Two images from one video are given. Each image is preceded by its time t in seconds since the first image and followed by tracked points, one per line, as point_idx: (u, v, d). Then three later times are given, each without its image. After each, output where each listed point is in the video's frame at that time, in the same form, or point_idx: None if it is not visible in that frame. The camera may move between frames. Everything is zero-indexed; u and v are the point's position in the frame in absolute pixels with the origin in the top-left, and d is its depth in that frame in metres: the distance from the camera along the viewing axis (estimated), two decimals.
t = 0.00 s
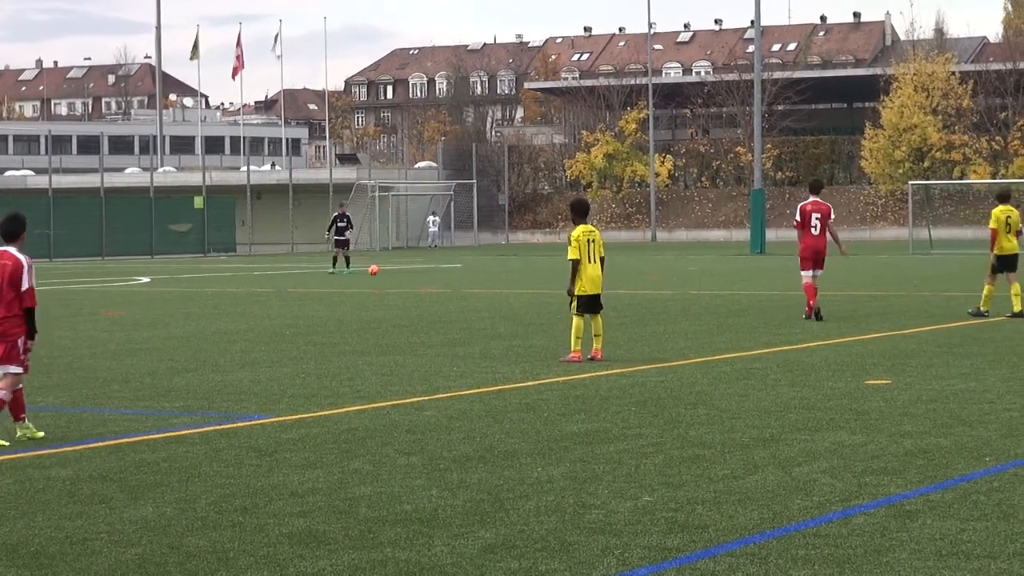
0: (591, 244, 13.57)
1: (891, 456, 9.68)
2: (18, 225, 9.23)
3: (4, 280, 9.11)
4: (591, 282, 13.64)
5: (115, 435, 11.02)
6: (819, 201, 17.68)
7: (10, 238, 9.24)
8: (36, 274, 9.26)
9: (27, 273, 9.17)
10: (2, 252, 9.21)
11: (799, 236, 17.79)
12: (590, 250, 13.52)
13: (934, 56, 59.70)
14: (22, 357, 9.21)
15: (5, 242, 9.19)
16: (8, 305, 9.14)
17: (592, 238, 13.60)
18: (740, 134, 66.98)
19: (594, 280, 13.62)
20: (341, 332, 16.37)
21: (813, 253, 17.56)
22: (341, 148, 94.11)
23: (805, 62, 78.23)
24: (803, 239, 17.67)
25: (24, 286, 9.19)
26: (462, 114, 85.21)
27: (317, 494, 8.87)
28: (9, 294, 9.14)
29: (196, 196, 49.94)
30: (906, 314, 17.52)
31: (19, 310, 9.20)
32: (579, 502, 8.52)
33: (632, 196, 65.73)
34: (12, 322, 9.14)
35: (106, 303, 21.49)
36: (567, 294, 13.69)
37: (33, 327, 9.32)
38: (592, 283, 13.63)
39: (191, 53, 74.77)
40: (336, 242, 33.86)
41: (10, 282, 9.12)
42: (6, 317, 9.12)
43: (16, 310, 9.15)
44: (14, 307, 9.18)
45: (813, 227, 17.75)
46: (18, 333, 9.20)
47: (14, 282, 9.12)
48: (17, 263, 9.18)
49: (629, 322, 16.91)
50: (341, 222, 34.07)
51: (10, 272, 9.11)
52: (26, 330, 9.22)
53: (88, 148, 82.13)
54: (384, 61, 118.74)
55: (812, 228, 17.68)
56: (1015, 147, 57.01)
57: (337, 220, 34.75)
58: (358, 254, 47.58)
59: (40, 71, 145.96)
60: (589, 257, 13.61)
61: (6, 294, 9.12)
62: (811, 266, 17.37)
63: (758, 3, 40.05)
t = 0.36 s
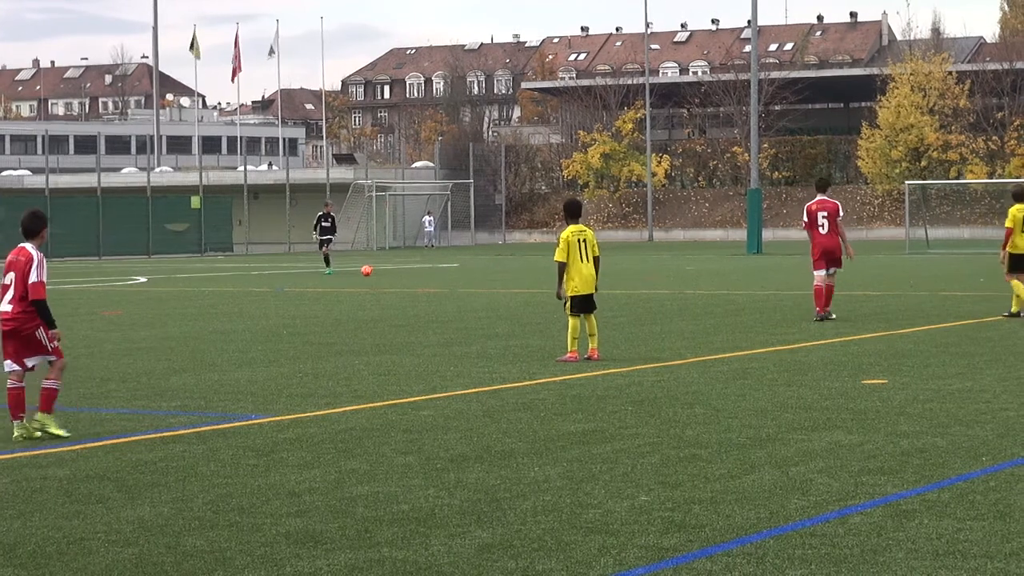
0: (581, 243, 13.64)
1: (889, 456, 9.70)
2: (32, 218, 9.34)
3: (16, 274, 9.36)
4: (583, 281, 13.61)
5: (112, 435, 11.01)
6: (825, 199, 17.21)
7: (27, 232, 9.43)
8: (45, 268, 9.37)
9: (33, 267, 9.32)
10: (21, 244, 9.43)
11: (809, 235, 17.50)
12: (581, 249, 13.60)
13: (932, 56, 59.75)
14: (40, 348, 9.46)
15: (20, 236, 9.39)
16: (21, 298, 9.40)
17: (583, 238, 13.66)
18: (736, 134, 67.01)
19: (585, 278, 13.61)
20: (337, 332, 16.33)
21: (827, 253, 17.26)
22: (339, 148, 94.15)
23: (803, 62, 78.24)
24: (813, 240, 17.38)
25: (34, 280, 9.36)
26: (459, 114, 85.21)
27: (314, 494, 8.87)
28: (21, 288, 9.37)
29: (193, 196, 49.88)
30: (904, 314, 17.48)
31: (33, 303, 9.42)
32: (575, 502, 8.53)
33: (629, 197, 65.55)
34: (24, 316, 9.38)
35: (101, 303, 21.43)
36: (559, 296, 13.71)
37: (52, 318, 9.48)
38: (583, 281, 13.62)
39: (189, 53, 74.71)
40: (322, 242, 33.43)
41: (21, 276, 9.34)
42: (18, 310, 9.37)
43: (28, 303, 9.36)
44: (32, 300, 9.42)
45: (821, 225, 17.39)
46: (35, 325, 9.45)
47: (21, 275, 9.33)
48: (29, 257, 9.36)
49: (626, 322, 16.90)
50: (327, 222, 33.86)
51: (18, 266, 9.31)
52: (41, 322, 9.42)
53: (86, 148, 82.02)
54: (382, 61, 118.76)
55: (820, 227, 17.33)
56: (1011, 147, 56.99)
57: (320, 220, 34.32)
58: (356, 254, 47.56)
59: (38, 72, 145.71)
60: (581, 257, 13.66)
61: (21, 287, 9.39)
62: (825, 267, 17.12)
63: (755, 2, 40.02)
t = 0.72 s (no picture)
0: (582, 243, 13.69)
1: (886, 455, 9.78)
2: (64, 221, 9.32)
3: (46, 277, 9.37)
4: (579, 282, 13.68)
5: (110, 435, 10.96)
6: (849, 201, 17.66)
7: (58, 234, 9.41)
8: (76, 274, 9.36)
9: (65, 272, 9.31)
10: (54, 248, 9.42)
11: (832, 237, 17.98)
12: (580, 250, 13.66)
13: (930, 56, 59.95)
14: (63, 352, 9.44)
15: (53, 240, 9.37)
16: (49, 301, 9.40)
17: (585, 239, 13.71)
18: (734, 133, 67.22)
19: (582, 278, 13.68)
20: (335, 331, 16.31)
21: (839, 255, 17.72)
22: (336, 147, 93.91)
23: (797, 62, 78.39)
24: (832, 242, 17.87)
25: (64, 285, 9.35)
26: (457, 114, 85.08)
27: (312, 493, 8.87)
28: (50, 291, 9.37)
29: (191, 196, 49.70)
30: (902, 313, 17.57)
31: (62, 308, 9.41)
32: (573, 501, 8.56)
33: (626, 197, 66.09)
34: (52, 319, 9.37)
35: (103, 303, 21.35)
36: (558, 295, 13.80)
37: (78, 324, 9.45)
38: (581, 282, 13.69)
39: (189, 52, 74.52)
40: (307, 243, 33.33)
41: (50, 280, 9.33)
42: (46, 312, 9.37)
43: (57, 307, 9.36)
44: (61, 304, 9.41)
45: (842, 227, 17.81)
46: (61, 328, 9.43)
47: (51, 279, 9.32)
48: (60, 261, 9.34)
49: (624, 322, 16.94)
50: (314, 221, 33.70)
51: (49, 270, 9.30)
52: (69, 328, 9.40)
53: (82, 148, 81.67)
54: (378, 60, 118.61)
55: (837, 229, 17.79)
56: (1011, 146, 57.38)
57: (305, 220, 34.04)
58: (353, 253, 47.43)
59: (33, 71, 145.25)
60: (581, 256, 13.71)
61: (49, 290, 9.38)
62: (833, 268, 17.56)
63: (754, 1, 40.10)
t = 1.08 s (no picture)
0: (593, 244, 13.66)
1: (883, 456, 9.79)
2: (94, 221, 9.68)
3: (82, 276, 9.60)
4: (583, 281, 13.71)
5: (107, 435, 10.99)
6: (871, 196, 17.66)
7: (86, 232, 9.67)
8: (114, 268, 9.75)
9: (106, 269, 9.65)
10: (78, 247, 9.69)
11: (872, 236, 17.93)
12: (589, 251, 13.64)
13: (928, 56, 59.90)
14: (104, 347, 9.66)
15: (82, 238, 9.66)
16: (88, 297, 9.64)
17: (597, 241, 13.68)
18: (732, 134, 67.24)
19: (588, 279, 13.71)
20: (334, 331, 16.34)
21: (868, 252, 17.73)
22: (334, 148, 93.88)
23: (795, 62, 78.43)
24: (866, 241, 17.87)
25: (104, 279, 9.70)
26: (455, 114, 85.09)
27: (310, 494, 8.89)
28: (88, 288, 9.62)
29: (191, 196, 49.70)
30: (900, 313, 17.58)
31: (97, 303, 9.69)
32: (571, 502, 8.56)
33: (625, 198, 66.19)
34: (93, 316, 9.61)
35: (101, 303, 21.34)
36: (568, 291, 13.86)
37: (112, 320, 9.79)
38: (587, 282, 13.71)
39: (186, 52, 74.48)
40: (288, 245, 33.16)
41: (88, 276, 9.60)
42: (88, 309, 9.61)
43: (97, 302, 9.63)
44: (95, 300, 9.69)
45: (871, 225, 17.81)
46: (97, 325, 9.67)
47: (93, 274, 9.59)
48: (94, 258, 9.64)
49: (622, 322, 16.94)
50: (295, 223, 33.59)
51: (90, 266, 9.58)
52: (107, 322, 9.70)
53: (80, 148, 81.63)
54: (376, 61, 118.57)
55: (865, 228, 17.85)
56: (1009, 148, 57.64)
57: (286, 222, 33.88)
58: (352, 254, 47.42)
59: (32, 72, 145.19)
60: (590, 257, 13.71)
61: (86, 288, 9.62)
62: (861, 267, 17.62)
63: (750, 3, 40.10)
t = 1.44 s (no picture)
0: (597, 245, 13.71)
1: (882, 456, 9.77)
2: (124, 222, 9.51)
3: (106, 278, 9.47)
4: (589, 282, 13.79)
5: (106, 435, 10.98)
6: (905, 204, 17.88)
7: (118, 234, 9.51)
8: (140, 271, 9.62)
9: (132, 273, 9.53)
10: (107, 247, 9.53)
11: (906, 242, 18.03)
12: (595, 252, 13.69)
13: (926, 56, 59.91)
14: (125, 348, 9.63)
15: (112, 241, 9.48)
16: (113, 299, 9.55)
17: (603, 241, 13.71)
18: (730, 135, 67.34)
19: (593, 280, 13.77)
20: (331, 332, 16.35)
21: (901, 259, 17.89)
22: (332, 148, 93.77)
23: (792, 62, 78.49)
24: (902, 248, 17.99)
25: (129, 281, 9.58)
26: (454, 113, 85.02)
27: (308, 494, 8.88)
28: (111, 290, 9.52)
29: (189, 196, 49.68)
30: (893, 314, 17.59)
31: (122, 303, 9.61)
32: (569, 502, 8.56)
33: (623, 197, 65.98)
34: (117, 317, 9.55)
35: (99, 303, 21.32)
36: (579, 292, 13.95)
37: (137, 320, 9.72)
38: (593, 283, 13.78)
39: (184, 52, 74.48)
40: (271, 245, 32.93)
41: (114, 279, 9.49)
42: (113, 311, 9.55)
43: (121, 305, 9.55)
44: (122, 301, 9.62)
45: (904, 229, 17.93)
46: (121, 326, 9.61)
47: (119, 278, 9.47)
48: (119, 261, 9.49)
49: (621, 322, 16.94)
50: (279, 224, 33.47)
51: (115, 269, 9.45)
52: (131, 323, 9.64)
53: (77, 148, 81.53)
54: (373, 60, 118.46)
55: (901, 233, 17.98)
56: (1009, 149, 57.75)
57: (271, 224, 33.71)
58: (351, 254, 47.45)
59: (31, 72, 145.00)
60: (596, 257, 13.74)
61: (111, 289, 9.52)
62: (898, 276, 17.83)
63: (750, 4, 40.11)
